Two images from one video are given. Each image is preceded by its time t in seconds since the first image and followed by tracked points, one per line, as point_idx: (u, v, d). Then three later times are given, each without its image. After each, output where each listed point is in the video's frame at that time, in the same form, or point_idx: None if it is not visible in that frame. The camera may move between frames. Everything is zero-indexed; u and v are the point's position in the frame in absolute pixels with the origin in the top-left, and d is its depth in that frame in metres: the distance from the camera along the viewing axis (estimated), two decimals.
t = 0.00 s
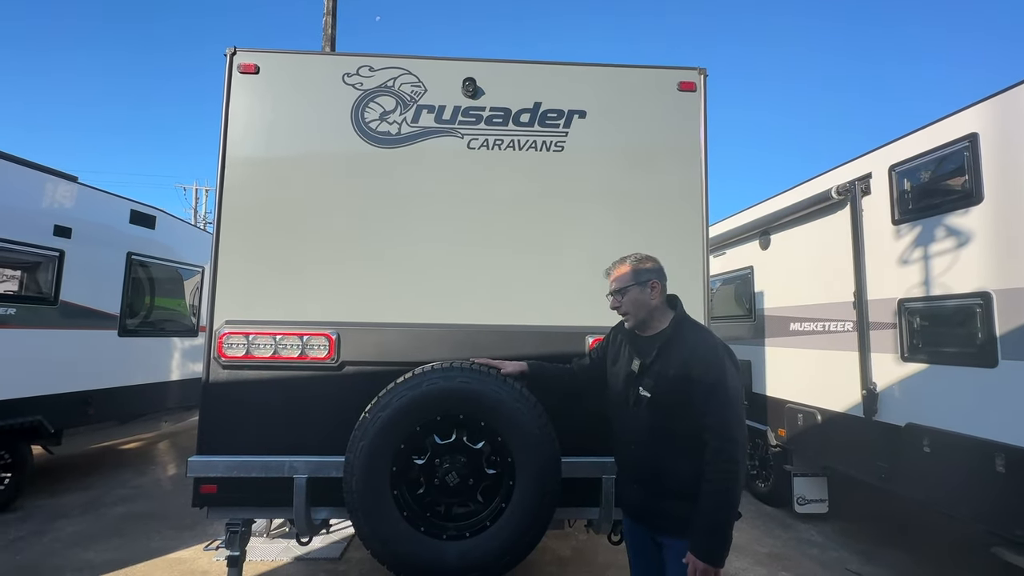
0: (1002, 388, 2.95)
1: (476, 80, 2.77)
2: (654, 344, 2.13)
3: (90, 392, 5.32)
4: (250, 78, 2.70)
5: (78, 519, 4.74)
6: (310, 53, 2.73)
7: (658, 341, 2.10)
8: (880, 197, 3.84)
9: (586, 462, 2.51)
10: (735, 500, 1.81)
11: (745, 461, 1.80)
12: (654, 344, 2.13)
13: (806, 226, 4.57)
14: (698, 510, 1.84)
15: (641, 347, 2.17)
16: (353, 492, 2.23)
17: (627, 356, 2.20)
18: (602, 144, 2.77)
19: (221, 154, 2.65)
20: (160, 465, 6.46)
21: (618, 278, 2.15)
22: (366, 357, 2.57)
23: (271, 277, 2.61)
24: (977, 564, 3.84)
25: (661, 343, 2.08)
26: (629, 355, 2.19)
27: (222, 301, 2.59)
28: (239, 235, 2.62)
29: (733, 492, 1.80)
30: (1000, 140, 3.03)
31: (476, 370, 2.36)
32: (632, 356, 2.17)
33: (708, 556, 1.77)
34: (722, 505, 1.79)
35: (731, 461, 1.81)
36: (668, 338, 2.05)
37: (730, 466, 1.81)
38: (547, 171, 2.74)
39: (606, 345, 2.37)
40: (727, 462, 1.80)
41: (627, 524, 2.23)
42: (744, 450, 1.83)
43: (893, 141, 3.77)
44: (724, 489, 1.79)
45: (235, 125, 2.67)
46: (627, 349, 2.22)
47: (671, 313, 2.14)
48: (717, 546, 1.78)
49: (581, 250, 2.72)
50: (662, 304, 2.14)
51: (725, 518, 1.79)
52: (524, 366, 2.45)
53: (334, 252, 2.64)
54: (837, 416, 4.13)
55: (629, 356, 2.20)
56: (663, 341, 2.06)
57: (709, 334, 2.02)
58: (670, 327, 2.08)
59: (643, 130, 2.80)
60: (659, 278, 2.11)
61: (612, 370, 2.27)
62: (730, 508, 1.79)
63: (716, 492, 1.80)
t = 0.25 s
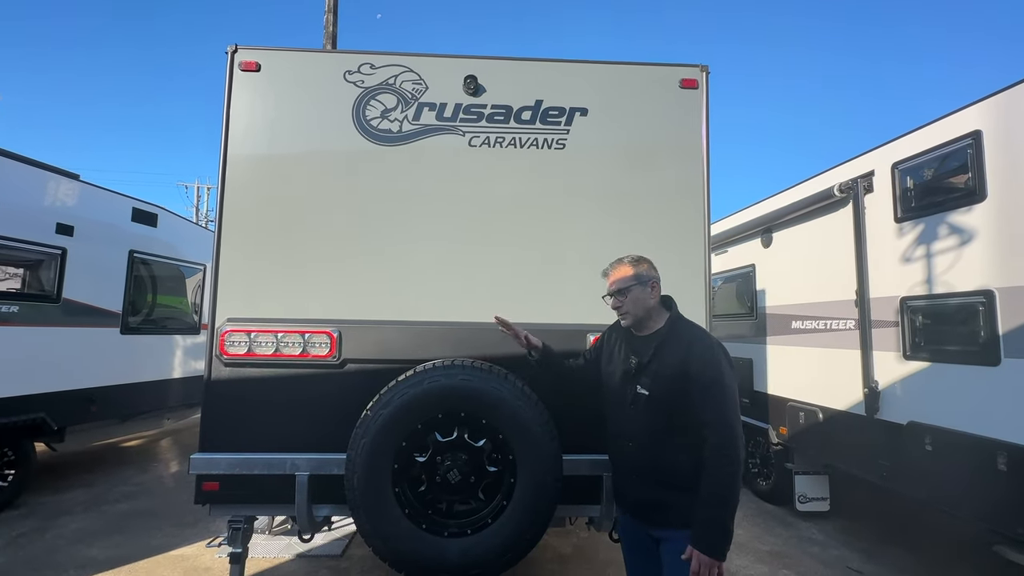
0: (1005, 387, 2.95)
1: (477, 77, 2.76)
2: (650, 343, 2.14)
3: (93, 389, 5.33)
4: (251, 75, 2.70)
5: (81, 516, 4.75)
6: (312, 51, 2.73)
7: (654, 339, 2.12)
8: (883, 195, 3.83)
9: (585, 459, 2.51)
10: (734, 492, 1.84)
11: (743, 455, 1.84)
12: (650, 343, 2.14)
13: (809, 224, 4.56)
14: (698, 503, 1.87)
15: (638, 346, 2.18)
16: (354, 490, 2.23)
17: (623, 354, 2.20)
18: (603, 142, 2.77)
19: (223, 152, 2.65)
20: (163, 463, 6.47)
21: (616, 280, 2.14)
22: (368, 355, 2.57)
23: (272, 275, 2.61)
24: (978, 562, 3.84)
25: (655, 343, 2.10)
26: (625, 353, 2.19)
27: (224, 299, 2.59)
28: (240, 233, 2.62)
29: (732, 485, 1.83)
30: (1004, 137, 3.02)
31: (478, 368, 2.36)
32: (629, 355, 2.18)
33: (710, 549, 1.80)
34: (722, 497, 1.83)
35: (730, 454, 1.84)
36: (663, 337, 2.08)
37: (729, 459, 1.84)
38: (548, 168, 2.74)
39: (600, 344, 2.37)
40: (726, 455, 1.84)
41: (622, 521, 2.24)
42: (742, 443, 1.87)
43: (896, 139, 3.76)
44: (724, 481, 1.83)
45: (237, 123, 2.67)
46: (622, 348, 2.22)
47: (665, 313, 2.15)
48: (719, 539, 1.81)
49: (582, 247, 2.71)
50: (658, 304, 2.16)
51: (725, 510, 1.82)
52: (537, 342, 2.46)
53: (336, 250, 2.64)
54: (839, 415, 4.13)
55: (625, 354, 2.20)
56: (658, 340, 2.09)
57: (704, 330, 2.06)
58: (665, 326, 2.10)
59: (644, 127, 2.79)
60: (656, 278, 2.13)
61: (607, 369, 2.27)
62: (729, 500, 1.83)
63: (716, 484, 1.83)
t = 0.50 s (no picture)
0: (1009, 384, 2.94)
1: (480, 74, 2.76)
2: (652, 340, 2.14)
3: (96, 386, 5.35)
4: (253, 73, 2.70)
5: (85, 513, 4.77)
6: (314, 48, 2.73)
7: (657, 333, 2.13)
8: (887, 192, 3.81)
9: (587, 457, 2.51)
10: (734, 485, 1.85)
11: (744, 448, 1.85)
12: (652, 340, 2.14)
13: (812, 221, 4.54)
14: (699, 497, 1.88)
15: (639, 342, 2.19)
16: (357, 487, 2.24)
17: (623, 351, 2.20)
18: (606, 139, 2.76)
19: (225, 149, 2.65)
20: (166, 460, 6.49)
21: (630, 271, 2.11)
22: (370, 352, 2.57)
23: (275, 273, 2.61)
24: (981, 560, 3.83)
25: (658, 337, 2.10)
26: (626, 350, 2.19)
27: (227, 296, 2.59)
28: (243, 230, 2.62)
29: (733, 478, 1.85)
30: (1009, 134, 3.00)
31: (481, 365, 2.36)
32: (629, 351, 2.17)
33: (712, 541, 1.81)
34: (724, 490, 1.84)
35: (731, 448, 1.85)
36: (665, 332, 2.09)
37: (731, 453, 1.85)
38: (550, 166, 2.73)
39: (600, 342, 2.36)
40: (727, 449, 1.85)
41: (621, 518, 2.24)
42: (743, 437, 1.88)
43: (900, 136, 3.74)
44: (725, 475, 1.84)
45: (239, 121, 2.67)
46: (622, 345, 2.22)
47: (667, 310, 2.16)
48: (721, 532, 1.82)
49: (585, 245, 2.71)
50: (663, 300, 2.18)
51: (726, 503, 1.83)
52: (524, 363, 2.46)
53: (338, 248, 2.64)
54: (841, 413, 4.12)
55: (625, 351, 2.20)
56: (661, 333, 2.10)
57: (704, 326, 2.07)
58: (667, 321, 2.11)
59: (647, 124, 2.78)
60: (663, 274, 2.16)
61: (606, 366, 2.27)
62: (730, 494, 1.84)
63: (717, 478, 1.84)
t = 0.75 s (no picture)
0: (1012, 382, 2.93)
1: (481, 72, 2.75)
2: (652, 340, 2.12)
3: (100, 383, 5.36)
4: (255, 71, 2.70)
5: (89, 510, 4.79)
6: (316, 46, 2.73)
7: (657, 332, 2.12)
8: (890, 189, 3.80)
9: (589, 455, 2.51)
10: (735, 482, 1.85)
11: (745, 445, 1.85)
12: (652, 338, 2.12)
13: (815, 219, 4.53)
14: (700, 494, 1.88)
15: (639, 341, 2.16)
16: (359, 485, 2.24)
17: (623, 350, 2.19)
18: (608, 137, 2.76)
19: (227, 147, 2.65)
20: (169, 457, 6.51)
21: (628, 271, 2.10)
22: (373, 350, 2.57)
23: (277, 271, 2.62)
24: (984, 559, 3.83)
25: (659, 336, 2.09)
26: (626, 349, 2.18)
27: (230, 294, 2.60)
28: (246, 228, 2.62)
29: (734, 475, 1.85)
30: (1013, 131, 2.99)
31: (482, 363, 2.36)
32: (630, 350, 2.16)
33: (714, 537, 1.82)
34: (725, 487, 1.84)
35: (732, 445, 1.85)
36: (666, 330, 2.09)
37: (731, 450, 1.85)
38: (552, 164, 2.73)
39: (600, 341, 2.35)
40: (728, 446, 1.85)
41: (623, 516, 2.24)
42: (743, 434, 1.88)
43: (904, 133, 3.73)
44: (726, 472, 1.84)
45: (241, 119, 2.67)
46: (622, 344, 2.21)
47: (667, 309, 2.15)
48: (722, 528, 1.82)
49: (587, 242, 2.70)
50: (662, 299, 2.17)
51: (728, 500, 1.83)
52: (526, 361, 2.47)
53: (340, 246, 2.64)
54: (844, 411, 4.11)
55: (625, 350, 2.19)
56: (662, 332, 2.09)
57: (705, 324, 2.07)
58: (667, 319, 2.11)
59: (649, 122, 2.78)
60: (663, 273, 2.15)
61: (607, 365, 2.26)
62: (731, 490, 1.84)
63: (718, 475, 1.84)
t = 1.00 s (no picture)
0: (1016, 379, 2.91)
1: (483, 69, 2.75)
2: (653, 337, 2.11)
3: (104, 381, 5.38)
4: (257, 68, 2.70)
5: (94, 506, 4.81)
6: (317, 43, 2.72)
7: (659, 329, 2.11)
8: (894, 186, 3.78)
9: (591, 452, 2.51)
10: (741, 478, 1.85)
11: (749, 441, 1.85)
12: (654, 336, 2.12)
13: (818, 215, 4.51)
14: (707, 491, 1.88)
15: (642, 339, 2.15)
16: (363, 482, 2.24)
17: (625, 348, 2.18)
18: (610, 134, 2.75)
19: (229, 145, 2.65)
20: (173, 454, 6.54)
21: (629, 270, 2.10)
22: (375, 347, 2.58)
23: (279, 268, 2.62)
24: (987, 556, 3.82)
25: (662, 333, 2.09)
26: (628, 347, 2.17)
27: (232, 291, 2.60)
28: (248, 225, 2.62)
29: (740, 471, 1.84)
30: (1019, 126, 2.97)
31: (485, 360, 2.36)
32: (631, 348, 2.16)
33: (723, 533, 1.82)
34: (731, 483, 1.84)
35: (737, 441, 1.85)
36: (668, 327, 2.08)
37: (736, 446, 1.85)
38: (554, 160, 2.72)
39: (601, 339, 2.35)
40: (733, 442, 1.84)
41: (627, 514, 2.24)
42: (747, 431, 1.88)
43: (907, 129, 3.71)
44: (732, 468, 1.84)
45: (243, 116, 2.67)
46: (624, 342, 2.21)
47: (668, 306, 2.14)
48: (731, 524, 1.82)
49: (589, 240, 2.70)
50: (663, 296, 2.16)
51: (734, 496, 1.83)
52: (529, 359, 2.47)
53: (342, 244, 2.64)
54: (847, 408, 4.10)
55: (627, 348, 2.18)
56: (664, 330, 2.09)
57: (707, 321, 2.07)
58: (669, 316, 2.10)
59: (652, 119, 2.77)
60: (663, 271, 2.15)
61: (609, 363, 2.25)
62: (737, 486, 1.83)
63: (725, 471, 1.84)
